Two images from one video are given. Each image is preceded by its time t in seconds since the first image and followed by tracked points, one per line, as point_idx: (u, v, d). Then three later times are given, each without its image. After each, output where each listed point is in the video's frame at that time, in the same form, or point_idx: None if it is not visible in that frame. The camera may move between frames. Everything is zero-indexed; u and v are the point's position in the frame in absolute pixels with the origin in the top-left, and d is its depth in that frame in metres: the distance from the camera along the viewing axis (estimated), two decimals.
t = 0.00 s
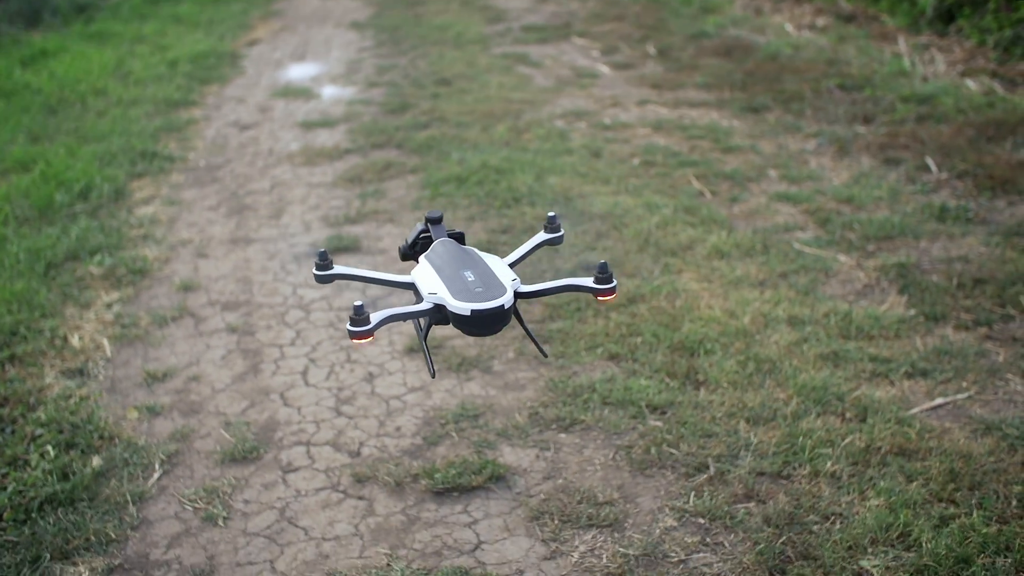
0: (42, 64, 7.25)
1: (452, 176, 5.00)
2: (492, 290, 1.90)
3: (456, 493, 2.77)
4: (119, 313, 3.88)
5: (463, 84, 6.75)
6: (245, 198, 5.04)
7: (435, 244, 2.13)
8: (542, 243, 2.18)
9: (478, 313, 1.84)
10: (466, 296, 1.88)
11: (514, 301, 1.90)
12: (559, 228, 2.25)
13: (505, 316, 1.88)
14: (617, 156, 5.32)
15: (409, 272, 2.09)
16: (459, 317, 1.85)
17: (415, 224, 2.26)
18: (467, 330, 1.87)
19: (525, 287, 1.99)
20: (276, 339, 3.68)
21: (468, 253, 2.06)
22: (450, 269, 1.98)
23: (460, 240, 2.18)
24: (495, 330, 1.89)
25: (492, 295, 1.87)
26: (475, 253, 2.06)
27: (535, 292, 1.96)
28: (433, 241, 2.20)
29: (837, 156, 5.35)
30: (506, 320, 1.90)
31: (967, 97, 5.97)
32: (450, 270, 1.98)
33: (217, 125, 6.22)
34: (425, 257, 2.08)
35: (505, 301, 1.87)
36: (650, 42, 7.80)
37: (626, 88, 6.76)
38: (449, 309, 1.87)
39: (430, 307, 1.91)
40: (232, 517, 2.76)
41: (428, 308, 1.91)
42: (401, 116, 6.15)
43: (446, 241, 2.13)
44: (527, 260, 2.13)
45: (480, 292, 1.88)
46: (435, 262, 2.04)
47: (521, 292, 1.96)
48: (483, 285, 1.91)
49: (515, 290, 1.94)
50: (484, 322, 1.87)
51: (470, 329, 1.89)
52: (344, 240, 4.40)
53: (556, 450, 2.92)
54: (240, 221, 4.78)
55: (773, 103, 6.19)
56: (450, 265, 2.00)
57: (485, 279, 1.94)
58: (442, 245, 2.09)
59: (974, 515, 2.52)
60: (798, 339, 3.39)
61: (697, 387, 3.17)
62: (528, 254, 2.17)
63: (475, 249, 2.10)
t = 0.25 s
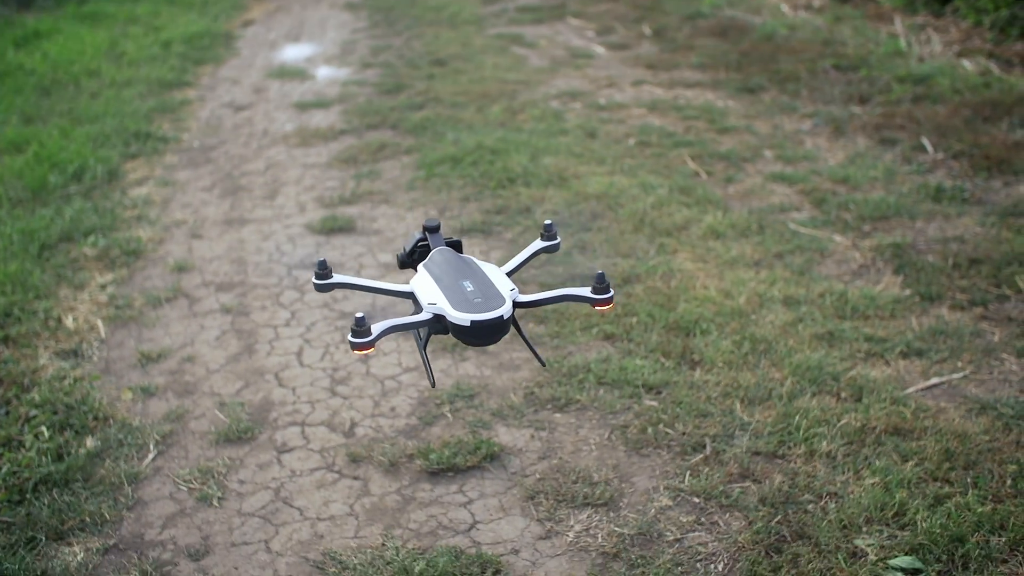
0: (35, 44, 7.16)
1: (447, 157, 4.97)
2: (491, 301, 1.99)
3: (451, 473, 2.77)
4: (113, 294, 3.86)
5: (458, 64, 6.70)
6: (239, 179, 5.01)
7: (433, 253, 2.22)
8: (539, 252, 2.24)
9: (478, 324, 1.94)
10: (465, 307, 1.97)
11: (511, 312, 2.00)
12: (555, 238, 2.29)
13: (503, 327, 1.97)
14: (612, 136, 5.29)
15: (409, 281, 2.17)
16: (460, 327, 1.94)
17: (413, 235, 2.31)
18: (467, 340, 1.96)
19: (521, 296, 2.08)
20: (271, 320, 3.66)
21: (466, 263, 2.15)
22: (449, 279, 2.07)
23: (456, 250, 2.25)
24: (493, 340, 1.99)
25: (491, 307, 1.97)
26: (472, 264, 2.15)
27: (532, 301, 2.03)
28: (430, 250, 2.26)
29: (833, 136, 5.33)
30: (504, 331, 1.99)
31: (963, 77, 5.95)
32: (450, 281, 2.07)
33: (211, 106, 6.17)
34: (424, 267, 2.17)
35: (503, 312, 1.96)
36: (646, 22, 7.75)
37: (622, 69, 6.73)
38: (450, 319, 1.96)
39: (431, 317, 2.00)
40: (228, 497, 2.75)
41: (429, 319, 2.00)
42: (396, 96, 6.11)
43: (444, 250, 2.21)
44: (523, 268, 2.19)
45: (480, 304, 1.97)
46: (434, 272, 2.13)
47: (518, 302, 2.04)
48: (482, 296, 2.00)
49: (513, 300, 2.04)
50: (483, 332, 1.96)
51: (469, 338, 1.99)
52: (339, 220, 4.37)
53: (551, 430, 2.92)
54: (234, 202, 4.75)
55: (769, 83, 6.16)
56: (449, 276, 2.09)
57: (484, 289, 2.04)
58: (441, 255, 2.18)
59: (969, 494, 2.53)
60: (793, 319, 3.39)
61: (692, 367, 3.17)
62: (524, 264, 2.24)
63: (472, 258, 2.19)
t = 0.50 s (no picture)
0: (28, 23, 7.08)
1: (442, 138, 4.94)
2: (490, 311, 2.00)
3: (446, 453, 2.77)
4: (108, 274, 3.84)
5: (454, 45, 6.65)
6: (233, 160, 4.98)
7: (432, 262, 2.22)
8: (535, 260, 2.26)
9: (477, 334, 1.94)
10: (464, 316, 1.98)
11: (510, 321, 2.00)
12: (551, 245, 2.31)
13: (502, 336, 1.98)
14: (608, 118, 5.26)
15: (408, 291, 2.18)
16: (458, 337, 1.95)
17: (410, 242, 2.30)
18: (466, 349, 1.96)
19: (520, 305, 2.08)
20: (265, 300, 3.65)
21: (464, 272, 2.16)
22: (448, 289, 2.07)
23: (454, 258, 2.26)
24: (492, 349, 1.99)
25: (489, 316, 1.97)
26: (471, 273, 2.16)
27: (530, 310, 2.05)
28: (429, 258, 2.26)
29: (829, 118, 5.31)
30: (503, 340, 2.00)
31: (960, 59, 5.93)
32: (448, 291, 2.07)
33: (205, 87, 6.11)
34: (422, 276, 2.17)
35: (502, 321, 1.97)
36: (643, 3, 7.70)
37: (618, 50, 6.68)
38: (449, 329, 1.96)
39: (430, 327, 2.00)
40: (222, 477, 2.75)
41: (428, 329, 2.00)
42: (392, 77, 6.07)
43: (442, 259, 2.21)
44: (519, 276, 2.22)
45: (478, 314, 1.98)
46: (432, 282, 2.14)
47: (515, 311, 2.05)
48: (480, 305, 2.01)
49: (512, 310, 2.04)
50: (482, 342, 1.96)
51: (468, 348, 1.99)
52: (333, 200, 4.35)
53: (546, 410, 2.92)
54: (229, 182, 4.72)
55: (765, 65, 6.13)
56: (447, 285, 2.09)
57: (483, 299, 2.04)
58: (438, 263, 2.18)
59: (963, 474, 2.54)
60: (788, 300, 3.39)
61: (688, 348, 3.17)
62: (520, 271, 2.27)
63: (470, 267, 2.20)
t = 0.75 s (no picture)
0: None
1: (439, 116, 4.91)
2: (490, 317, 2.00)
3: (443, 430, 2.78)
4: (104, 251, 3.82)
5: (452, 23, 6.60)
6: (230, 137, 4.94)
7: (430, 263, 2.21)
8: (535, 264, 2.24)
9: (478, 341, 1.95)
10: (466, 324, 1.98)
11: (511, 328, 2.01)
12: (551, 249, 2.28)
13: (503, 343, 1.99)
14: (606, 96, 5.23)
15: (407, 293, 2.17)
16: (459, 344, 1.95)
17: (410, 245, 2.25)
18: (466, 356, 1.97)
19: (520, 310, 2.09)
20: (262, 277, 3.64)
21: (463, 275, 2.15)
22: (448, 294, 2.07)
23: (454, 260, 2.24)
24: (493, 355, 2.00)
25: (490, 323, 1.98)
26: (471, 275, 2.15)
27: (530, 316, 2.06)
28: (428, 262, 2.22)
29: (828, 97, 5.28)
30: (503, 346, 2.01)
31: (959, 38, 5.90)
32: (448, 295, 2.07)
33: (202, 64, 6.06)
34: (421, 279, 2.16)
35: (503, 328, 1.97)
36: None
37: (617, 29, 6.64)
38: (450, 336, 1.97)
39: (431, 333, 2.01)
40: (219, 454, 2.75)
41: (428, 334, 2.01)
42: (389, 55, 6.02)
43: (441, 261, 2.21)
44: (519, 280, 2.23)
45: (478, 321, 1.98)
46: (431, 285, 2.13)
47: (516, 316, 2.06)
48: (481, 311, 2.01)
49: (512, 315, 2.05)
50: (483, 348, 1.97)
51: (468, 354, 2.00)
52: (330, 177, 4.32)
53: (543, 388, 2.93)
54: (225, 160, 4.69)
55: (764, 44, 6.09)
56: (447, 290, 2.09)
57: (483, 304, 2.04)
58: (437, 267, 2.17)
59: (960, 453, 2.55)
60: (786, 279, 3.39)
61: (685, 326, 3.17)
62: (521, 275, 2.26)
63: (469, 270, 2.19)
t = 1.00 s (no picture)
0: None
1: (437, 95, 4.88)
2: (490, 325, 2.09)
3: (439, 409, 2.78)
4: (100, 230, 3.81)
5: (450, 2, 6.54)
6: (227, 116, 4.91)
7: (432, 273, 2.31)
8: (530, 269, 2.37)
9: (477, 349, 2.03)
10: (465, 331, 2.07)
11: (510, 335, 2.09)
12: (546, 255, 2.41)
13: (502, 350, 2.07)
14: (604, 76, 5.20)
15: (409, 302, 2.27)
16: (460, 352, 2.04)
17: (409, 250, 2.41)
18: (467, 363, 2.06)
19: (519, 317, 2.18)
20: (259, 256, 3.62)
21: (464, 284, 2.24)
22: (448, 304, 2.17)
23: (453, 269, 2.35)
24: (492, 362, 2.08)
25: (489, 331, 2.06)
26: (471, 285, 2.25)
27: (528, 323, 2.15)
28: (427, 267, 2.36)
29: (827, 78, 5.26)
30: (503, 354, 2.09)
31: (959, 20, 5.87)
32: (449, 304, 2.16)
33: (198, 43, 6.01)
34: (422, 287, 2.27)
35: (501, 336, 2.06)
36: None
37: (617, 9, 6.59)
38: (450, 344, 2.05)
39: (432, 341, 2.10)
40: (215, 432, 2.75)
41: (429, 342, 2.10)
42: (387, 34, 5.97)
43: (442, 271, 2.30)
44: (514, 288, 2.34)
45: (478, 329, 2.07)
46: (433, 294, 2.23)
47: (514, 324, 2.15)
48: (480, 320, 2.10)
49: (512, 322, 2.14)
50: (483, 355, 2.05)
51: (469, 361, 2.08)
52: (327, 156, 4.30)
53: (540, 367, 2.93)
54: (222, 139, 4.66)
55: (763, 25, 6.06)
56: (447, 298, 2.19)
57: (483, 313, 2.13)
58: (438, 276, 2.27)
59: (956, 433, 2.56)
60: (784, 260, 3.39)
61: (683, 306, 3.17)
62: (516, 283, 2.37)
63: (469, 278, 2.29)
